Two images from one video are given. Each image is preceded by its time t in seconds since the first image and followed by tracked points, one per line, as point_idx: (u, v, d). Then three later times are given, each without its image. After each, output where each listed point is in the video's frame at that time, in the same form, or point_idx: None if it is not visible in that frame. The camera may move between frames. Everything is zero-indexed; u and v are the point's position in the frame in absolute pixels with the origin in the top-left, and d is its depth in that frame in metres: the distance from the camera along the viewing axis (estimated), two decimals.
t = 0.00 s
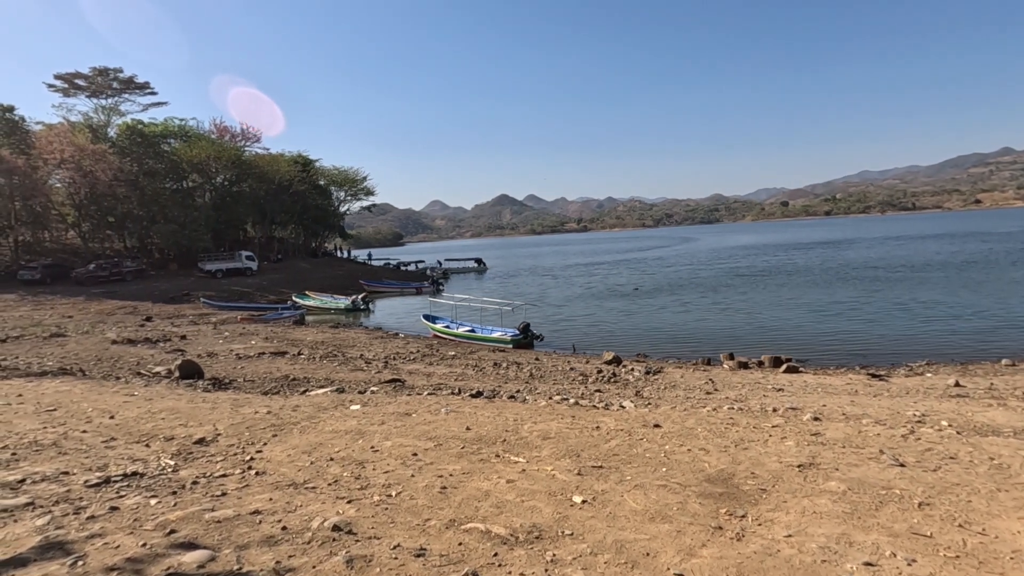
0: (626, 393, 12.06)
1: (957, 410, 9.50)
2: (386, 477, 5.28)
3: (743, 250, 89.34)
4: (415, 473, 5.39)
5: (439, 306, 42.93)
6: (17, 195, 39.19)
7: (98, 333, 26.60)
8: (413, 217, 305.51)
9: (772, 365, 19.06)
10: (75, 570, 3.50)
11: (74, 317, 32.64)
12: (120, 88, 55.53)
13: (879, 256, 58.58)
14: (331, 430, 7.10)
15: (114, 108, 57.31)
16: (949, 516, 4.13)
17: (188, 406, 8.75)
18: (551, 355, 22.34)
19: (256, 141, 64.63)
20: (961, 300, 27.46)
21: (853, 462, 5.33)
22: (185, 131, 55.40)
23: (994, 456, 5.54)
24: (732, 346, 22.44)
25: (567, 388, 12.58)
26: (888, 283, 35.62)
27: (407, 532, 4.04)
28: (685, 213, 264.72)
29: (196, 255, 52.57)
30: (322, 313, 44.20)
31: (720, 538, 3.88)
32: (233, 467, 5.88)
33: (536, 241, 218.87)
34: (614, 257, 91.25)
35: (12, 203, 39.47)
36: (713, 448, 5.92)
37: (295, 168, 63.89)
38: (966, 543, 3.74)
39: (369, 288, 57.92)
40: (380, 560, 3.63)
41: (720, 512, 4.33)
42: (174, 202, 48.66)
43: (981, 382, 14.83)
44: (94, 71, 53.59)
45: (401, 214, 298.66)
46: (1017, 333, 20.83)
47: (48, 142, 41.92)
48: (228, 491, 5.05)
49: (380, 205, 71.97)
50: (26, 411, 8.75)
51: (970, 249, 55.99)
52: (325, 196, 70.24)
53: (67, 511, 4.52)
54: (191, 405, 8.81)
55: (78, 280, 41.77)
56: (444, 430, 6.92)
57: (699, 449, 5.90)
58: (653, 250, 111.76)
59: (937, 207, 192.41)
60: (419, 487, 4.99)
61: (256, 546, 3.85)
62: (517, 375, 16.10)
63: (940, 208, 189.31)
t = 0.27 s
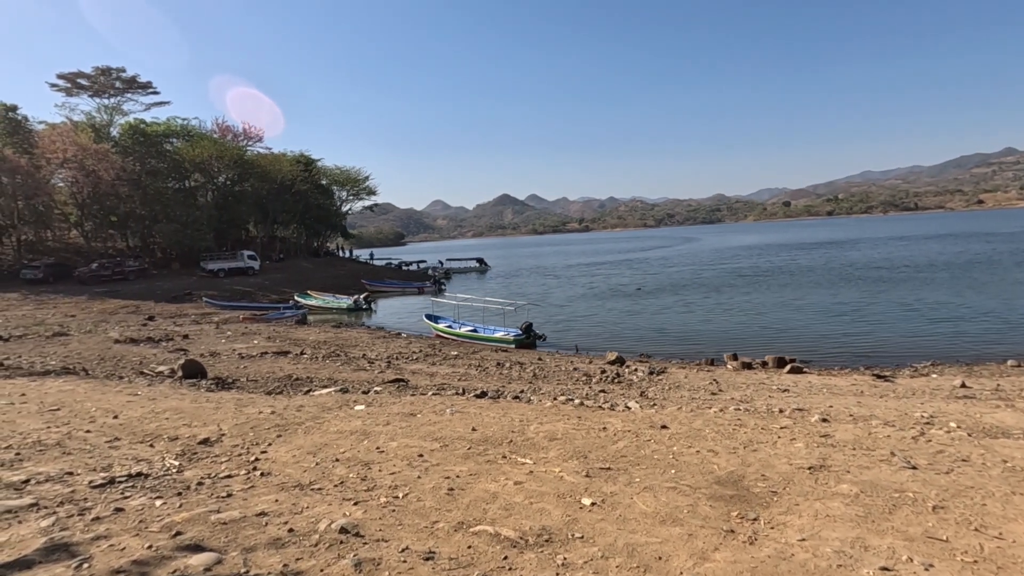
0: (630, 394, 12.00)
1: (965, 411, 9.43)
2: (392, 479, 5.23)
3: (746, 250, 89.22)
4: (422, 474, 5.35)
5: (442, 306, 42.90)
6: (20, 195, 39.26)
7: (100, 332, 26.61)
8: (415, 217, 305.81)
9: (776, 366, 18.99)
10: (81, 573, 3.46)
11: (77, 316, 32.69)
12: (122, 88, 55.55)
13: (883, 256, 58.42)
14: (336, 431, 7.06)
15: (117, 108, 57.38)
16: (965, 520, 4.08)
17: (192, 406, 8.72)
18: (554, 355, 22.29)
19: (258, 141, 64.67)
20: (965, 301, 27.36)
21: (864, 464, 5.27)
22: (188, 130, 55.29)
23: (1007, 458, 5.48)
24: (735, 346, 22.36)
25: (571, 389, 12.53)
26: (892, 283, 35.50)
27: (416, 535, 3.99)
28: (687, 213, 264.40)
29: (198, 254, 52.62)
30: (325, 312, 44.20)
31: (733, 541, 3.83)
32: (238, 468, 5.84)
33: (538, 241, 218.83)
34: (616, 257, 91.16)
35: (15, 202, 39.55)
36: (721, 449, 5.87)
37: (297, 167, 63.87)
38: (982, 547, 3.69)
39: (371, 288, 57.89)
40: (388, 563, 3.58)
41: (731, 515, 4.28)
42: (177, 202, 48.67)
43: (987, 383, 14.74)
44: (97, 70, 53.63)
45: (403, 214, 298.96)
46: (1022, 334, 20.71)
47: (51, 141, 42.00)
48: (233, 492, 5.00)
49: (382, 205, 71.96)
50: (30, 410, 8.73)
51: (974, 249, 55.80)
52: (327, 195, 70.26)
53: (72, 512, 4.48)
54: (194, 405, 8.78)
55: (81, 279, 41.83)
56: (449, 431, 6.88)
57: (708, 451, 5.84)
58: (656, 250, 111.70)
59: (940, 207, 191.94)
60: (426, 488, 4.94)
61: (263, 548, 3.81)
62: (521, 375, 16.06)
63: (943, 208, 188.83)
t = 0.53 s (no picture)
0: (636, 394, 11.93)
1: (975, 412, 9.35)
2: (400, 481, 5.15)
3: (748, 250, 89.09)
4: (429, 476, 5.28)
5: (444, 306, 42.85)
6: (23, 194, 39.33)
7: (102, 332, 26.59)
8: (416, 217, 305.89)
9: (780, 366, 18.92)
10: None
11: (79, 315, 32.69)
12: (125, 87, 55.64)
13: (886, 256, 58.20)
14: (341, 432, 7.00)
15: (119, 107, 57.44)
16: (985, 525, 3.99)
17: (195, 406, 8.67)
18: (557, 354, 22.22)
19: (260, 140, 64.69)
20: (971, 301, 27.22)
21: (878, 467, 5.19)
22: (190, 129, 55.40)
23: None
24: (739, 347, 22.29)
25: (576, 389, 12.46)
26: (897, 284, 35.36)
27: (425, 539, 3.92)
28: (689, 213, 264.08)
29: (200, 253, 52.63)
30: (327, 312, 44.16)
31: (749, 546, 3.75)
32: (244, 468, 5.78)
33: (539, 241, 218.67)
34: (618, 257, 91.07)
35: (18, 202, 39.61)
36: (733, 451, 5.79)
37: (299, 166, 63.87)
38: (1006, 553, 3.60)
39: (373, 287, 57.84)
40: (398, 568, 3.51)
41: (746, 519, 4.20)
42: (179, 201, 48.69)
43: (994, 384, 14.63)
44: (99, 69, 53.72)
45: (404, 214, 298.96)
46: None
47: (54, 140, 42.05)
48: (239, 494, 4.94)
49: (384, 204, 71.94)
50: (33, 410, 8.68)
51: (979, 250, 55.59)
52: (329, 195, 70.28)
53: (77, 514, 4.42)
54: (198, 405, 8.73)
55: (83, 278, 41.84)
56: (456, 432, 6.81)
57: (719, 453, 5.76)
58: (658, 250, 111.60)
59: (942, 207, 191.46)
60: (435, 491, 4.87)
61: (270, 553, 3.74)
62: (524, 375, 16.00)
63: (946, 208, 188.32)
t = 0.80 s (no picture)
0: (642, 395, 11.84)
1: (987, 414, 9.25)
2: (410, 483, 5.07)
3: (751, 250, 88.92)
4: (441, 478, 5.19)
5: (446, 305, 42.77)
6: (25, 193, 39.33)
7: (104, 331, 26.54)
8: (417, 216, 305.90)
9: (786, 367, 18.82)
10: None
11: (81, 314, 32.64)
12: (127, 86, 55.64)
13: (889, 256, 58.00)
14: (348, 432, 6.91)
15: (121, 106, 57.45)
16: (1013, 530, 3.89)
17: (200, 405, 8.59)
18: (561, 354, 22.14)
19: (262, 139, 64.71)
20: (976, 301, 27.08)
21: (898, 470, 5.10)
22: (192, 128, 55.40)
23: None
24: (743, 347, 22.19)
25: (582, 389, 12.37)
26: (901, 284, 35.20)
27: (439, 543, 3.83)
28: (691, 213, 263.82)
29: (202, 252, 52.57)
30: (329, 311, 44.10)
31: (773, 552, 3.66)
32: (251, 470, 5.69)
33: (540, 240, 218.49)
34: (620, 257, 90.90)
35: (20, 200, 39.61)
36: (747, 453, 5.70)
37: (301, 165, 63.83)
38: None
39: (374, 287, 57.74)
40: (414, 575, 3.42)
41: (766, 523, 4.11)
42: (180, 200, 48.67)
43: (1003, 384, 14.51)
44: (101, 68, 53.71)
45: (405, 213, 298.92)
46: None
47: (55, 139, 42.05)
48: (247, 496, 4.85)
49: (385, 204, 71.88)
50: (36, 410, 8.61)
51: (983, 250, 55.39)
52: (331, 194, 70.24)
53: (83, 517, 4.33)
54: (203, 405, 8.66)
55: (85, 277, 41.83)
56: (465, 433, 6.72)
57: (734, 455, 5.67)
58: (660, 249, 111.45)
59: (944, 207, 191.06)
60: (447, 493, 4.78)
61: (282, 557, 3.65)
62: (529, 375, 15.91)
63: (948, 208, 187.92)
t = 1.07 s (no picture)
0: (651, 396, 11.73)
1: (1003, 416, 9.12)
2: (423, 487, 4.95)
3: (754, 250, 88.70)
4: (454, 482, 5.07)
5: (449, 305, 42.68)
6: (28, 192, 39.32)
7: (108, 330, 26.48)
8: (419, 216, 305.99)
9: (793, 367, 18.69)
10: None
11: (84, 313, 32.60)
12: (129, 85, 55.62)
13: (893, 256, 57.74)
14: (357, 434, 6.80)
15: (124, 105, 57.46)
16: None
17: (206, 406, 8.48)
18: (566, 354, 22.02)
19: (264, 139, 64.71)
20: (983, 302, 26.92)
21: (924, 474, 4.96)
22: (194, 127, 55.38)
23: None
24: (749, 347, 22.05)
25: (589, 390, 12.25)
26: (907, 284, 35.03)
27: (458, 551, 3.71)
28: (692, 213, 263.27)
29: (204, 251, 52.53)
30: (331, 310, 44.02)
31: (804, 561, 3.53)
32: (261, 473, 5.58)
33: (542, 240, 218.31)
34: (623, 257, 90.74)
35: (23, 199, 39.60)
36: (767, 457, 5.57)
37: (303, 165, 63.79)
38: None
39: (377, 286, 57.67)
40: None
41: (793, 530, 3.98)
42: (183, 199, 48.63)
43: (1015, 386, 14.36)
44: (104, 67, 53.69)
45: (407, 213, 299.08)
46: None
47: (59, 138, 42.05)
48: (257, 500, 4.73)
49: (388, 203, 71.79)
50: (40, 410, 8.51)
51: (987, 250, 55.16)
52: (333, 193, 70.19)
53: (89, 522, 4.22)
54: (209, 405, 8.55)
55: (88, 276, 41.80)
56: (476, 435, 6.60)
57: (753, 458, 5.54)
58: (663, 249, 111.25)
59: (947, 207, 190.52)
60: (462, 498, 4.65)
61: (295, 566, 3.53)
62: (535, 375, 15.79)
63: (950, 208, 187.43)
